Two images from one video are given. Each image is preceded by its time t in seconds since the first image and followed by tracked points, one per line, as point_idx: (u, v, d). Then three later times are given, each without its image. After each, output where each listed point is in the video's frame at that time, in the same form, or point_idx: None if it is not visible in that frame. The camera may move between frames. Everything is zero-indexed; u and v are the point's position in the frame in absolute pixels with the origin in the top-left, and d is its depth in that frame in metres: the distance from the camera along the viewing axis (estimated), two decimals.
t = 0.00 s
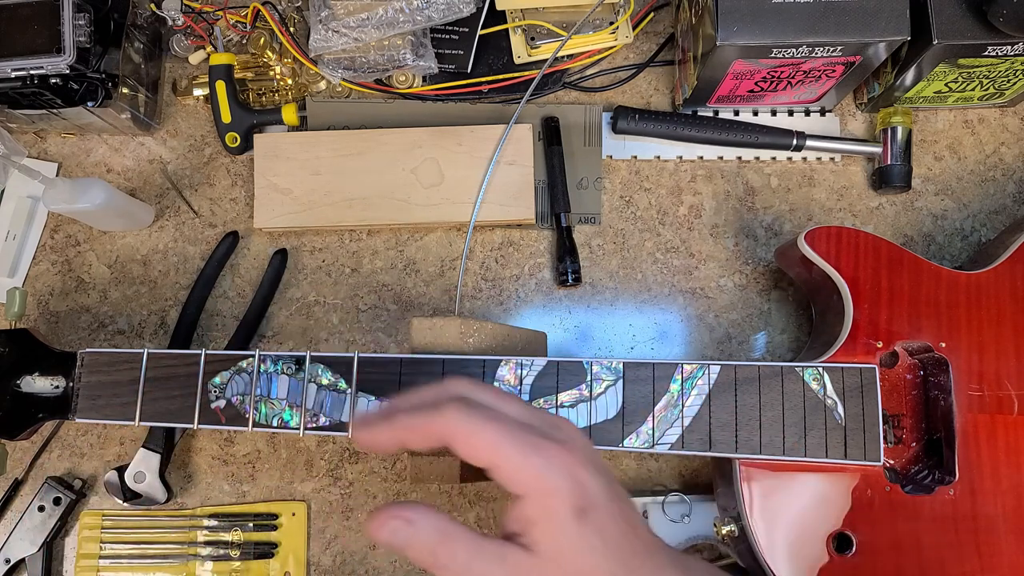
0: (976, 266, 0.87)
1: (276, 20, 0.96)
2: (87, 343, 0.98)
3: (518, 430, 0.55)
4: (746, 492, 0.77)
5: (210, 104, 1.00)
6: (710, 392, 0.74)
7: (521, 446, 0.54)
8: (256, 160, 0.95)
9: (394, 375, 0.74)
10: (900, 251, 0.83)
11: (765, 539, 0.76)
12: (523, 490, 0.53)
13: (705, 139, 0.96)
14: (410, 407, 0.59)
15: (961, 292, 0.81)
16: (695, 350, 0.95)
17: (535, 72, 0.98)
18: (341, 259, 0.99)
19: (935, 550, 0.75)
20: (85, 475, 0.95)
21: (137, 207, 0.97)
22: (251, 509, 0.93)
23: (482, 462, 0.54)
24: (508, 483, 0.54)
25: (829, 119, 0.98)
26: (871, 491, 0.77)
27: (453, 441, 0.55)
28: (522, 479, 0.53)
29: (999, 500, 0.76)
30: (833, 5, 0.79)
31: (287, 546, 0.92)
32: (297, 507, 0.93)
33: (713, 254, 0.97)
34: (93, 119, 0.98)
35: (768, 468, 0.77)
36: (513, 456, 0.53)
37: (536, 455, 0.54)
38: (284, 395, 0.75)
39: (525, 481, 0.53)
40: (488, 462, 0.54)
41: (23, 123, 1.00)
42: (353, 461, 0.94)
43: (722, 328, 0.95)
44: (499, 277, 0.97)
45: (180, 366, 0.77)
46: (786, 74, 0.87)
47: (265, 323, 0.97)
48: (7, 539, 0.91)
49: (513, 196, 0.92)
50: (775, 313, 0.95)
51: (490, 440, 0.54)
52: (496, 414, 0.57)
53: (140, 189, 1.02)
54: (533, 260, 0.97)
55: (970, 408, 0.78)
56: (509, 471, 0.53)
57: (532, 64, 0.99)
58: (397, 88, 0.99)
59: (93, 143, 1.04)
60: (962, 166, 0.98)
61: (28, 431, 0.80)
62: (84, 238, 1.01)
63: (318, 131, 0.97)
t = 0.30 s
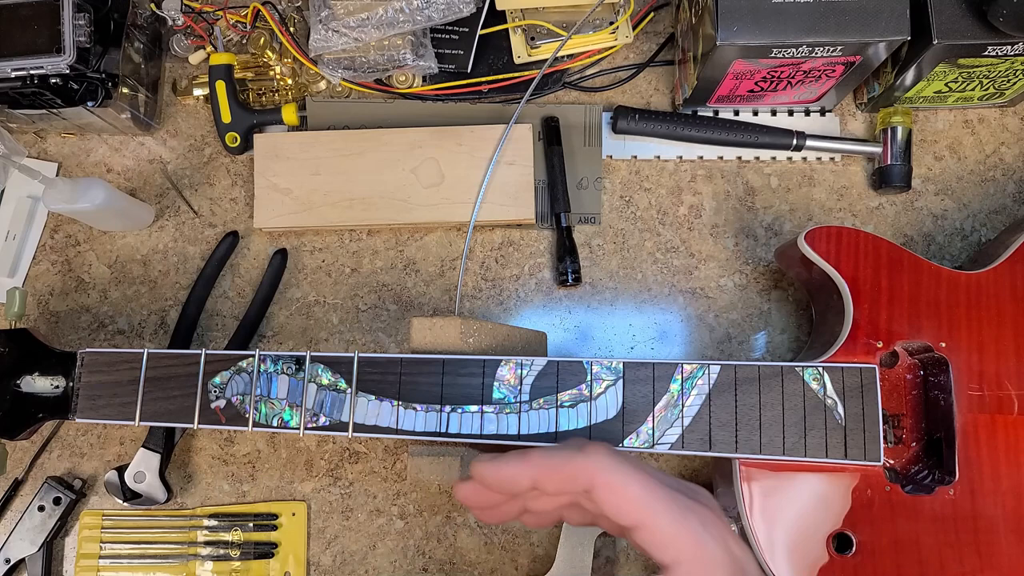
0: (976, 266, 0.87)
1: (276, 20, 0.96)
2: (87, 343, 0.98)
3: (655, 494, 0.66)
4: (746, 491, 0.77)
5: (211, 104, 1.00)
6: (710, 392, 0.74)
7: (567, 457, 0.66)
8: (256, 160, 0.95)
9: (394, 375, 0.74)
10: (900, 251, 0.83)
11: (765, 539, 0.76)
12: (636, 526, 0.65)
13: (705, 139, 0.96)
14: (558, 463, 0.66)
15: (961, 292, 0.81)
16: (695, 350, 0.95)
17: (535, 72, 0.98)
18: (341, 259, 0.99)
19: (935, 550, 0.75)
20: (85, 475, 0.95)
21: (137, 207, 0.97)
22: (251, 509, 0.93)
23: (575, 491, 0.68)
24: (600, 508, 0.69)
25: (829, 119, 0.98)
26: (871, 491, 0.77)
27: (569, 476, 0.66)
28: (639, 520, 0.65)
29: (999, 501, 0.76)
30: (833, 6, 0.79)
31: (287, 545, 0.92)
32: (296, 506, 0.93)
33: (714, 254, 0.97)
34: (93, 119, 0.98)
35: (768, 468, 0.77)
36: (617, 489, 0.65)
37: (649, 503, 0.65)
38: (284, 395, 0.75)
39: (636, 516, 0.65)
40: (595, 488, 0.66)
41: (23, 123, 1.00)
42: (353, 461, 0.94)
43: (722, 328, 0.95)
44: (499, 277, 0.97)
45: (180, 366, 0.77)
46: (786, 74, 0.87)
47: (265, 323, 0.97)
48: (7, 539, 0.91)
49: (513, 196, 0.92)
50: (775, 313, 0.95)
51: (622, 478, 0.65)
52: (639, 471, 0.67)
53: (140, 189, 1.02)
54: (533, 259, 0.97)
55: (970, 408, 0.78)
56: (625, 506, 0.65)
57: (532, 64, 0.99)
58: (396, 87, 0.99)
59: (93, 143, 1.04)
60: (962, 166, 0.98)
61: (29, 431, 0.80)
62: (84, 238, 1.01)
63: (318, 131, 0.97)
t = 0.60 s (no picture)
0: (976, 266, 0.87)
1: (276, 20, 0.96)
2: (87, 343, 0.98)
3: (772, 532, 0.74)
4: (746, 491, 0.77)
5: (211, 104, 1.00)
6: (710, 392, 0.74)
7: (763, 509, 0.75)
8: (256, 160, 0.95)
9: (394, 375, 0.74)
10: (900, 251, 0.82)
11: (765, 539, 0.76)
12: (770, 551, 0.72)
13: (705, 139, 0.96)
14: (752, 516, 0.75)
15: (962, 292, 0.81)
16: (695, 350, 0.95)
17: (535, 72, 0.98)
18: (341, 259, 0.99)
19: (935, 550, 0.75)
20: (85, 475, 0.95)
21: (138, 207, 0.97)
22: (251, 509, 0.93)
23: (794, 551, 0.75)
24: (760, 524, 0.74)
25: (829, 119, 0.98)
26: (871, 491, 0.77)
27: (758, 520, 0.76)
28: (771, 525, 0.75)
29: (999, 501, 0.76)
30: (833, 6, 0.79)
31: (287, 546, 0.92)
32: (296, 507, 0.93)
33: (714, 254, 0.97)
34: (93, 119, 0.98)
35: (768, 468, 0.77)
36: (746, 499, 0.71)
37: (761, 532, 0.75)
38: (284, 395, 0.75)
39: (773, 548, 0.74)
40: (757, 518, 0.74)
41: (23, 123, 1.00)
42: (353, 461, 0.94)
43: (722, 328, 0.95)
44: (499, 277, 0.97)
45: (180, 366, 0.77)
46: (786, 74, 0.87)
47: (265, 323, 0.97)
48: (7, 539, 0.91)
49: (513, 196, 0.92)
50: (775, 313, 0.95)
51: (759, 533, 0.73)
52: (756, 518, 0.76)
53: (140, 189, 1.02)
54: (533, 259, 0.97)
55: (970, 408, 0.78)
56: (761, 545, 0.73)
57: (533, 64, 0.99)
58: (396, 88, 0.99)
59: (93, 143, 1.04)
60: (962, 166, 0.98)
61: (29, 431, 0.81)
62: (84, 238, 1.01)
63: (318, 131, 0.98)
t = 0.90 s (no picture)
0: (976, 266, 0.87)
1: (276, 20, 0.96)
2: (87, 343, 0.98)
3: None
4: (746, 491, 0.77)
5: (211, 104, 1.00)
6: (710, 392, 0.74)
7: None
8: (256, 160, 0.95)
9: (394, 375, 0.74)
10: (900, 251, 0.83)
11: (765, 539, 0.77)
12: None
13: (705, 139, 0.95)
14: None
15: (962, 292, 0.81)
16: (695, 350, 0.95)
17: (535, 72, 0.98)
18: (341, 259, 0.99)
19: (935, 550, 0.75)
20: (85, 475, 0.95)
21: (138, 207, 0.97)
22: (251, 509, 0.93)
23: None
24: None
25: (829, 119, 0.98)
26: (871, 491, 0.77)
27: None
28: None
29: (999, 501, 0.76)
30: (833, 6, 0.79)
31: (287, 545, 0.92)
32: (296, 507, 0.93)
33: (714, 254, 0.97)
34: (93, 119, 0.98)
35: (768, 468, 0.77)
36: (811, 553, 0.75)
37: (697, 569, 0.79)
38: (284, 395, 0.75)
39: None
40: (741, 517, 0.77)
41: (23, 123, 1.00)
42: (352, 461, 0.94)
43: (722, 328, 0.95)
44: (499, 277, 0.97)
45: (180, 366, 0.77)
46: (786, 74, 0.87)
47: (265, 323, 0.97)
48: (7, 539, 0.91)
49: (513, 196, 0.92)
50: (775, 313, 0.95)
51: None
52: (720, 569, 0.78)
53: (140, 189, 1.02)
54: (533, 259, 0.97)
55: (970, 408, 0.78)
56: None
57: (533, 64, 0.99)
58: (396, 88, 0.99)
59: (93, 143, 1.04)
60: (962, 166, 0.98)
61: (29, 431, 0.81)
62: (84, 238, 1.01)
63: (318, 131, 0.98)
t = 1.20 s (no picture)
0: (976, 266, 0.87)
1: (276, 20, 0.96)
2: (87, 343, 0.98)
3: None
4: (746, 491, 0.77)
5: (211, 104, 1.00)
6: (710, 392, 0.74)
7: None
8: (257, 160, 0.95)
9: (394, 375, 0.74)
10: (900, 251, 0.83)
11: (765, 539, 0.76)
12: None
13: (705, 139, 0.95)
14: None
15: (962, 292, 0.81)
16: (695, 350, 0.95)
17: (535, 72, 0.98)
18: (341, 259, 0.99)
19: (935, 550, 0.75)
20: (85, 475, 0.95)
21: (137, 207, 0.97)
22: (251, 509, 0.93)
23: None
24: None
25: (829, 118, 0.98)
26: (871, 491, 0.77)
27: None
28: None
29: (999, 501, 0.76)
30: (833, 6, 0.79)
31: (287, 546, 0.92)
32: (296, 507, 0.93)
33: (714, 254, 0.97)
34: (93, 119, 0.98)
35: (768, 468, 0.77)
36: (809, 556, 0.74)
37: None
38: (284, 395, 0.75)
39: None
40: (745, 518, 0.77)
41: (23, 123, 1.00)
42: (352, 461, 0.94)
43: (721, 328, 0.95)
44: (499, 277, 0.97)
45: (180, 366, 0.77)
46: (786, 74, 0.87)
47: (265, 323, 0.97)
48: (7, 539, 0.91)
49: (513, 196, 0.92)
50: (775, 313, 0.95)
51: None
52: None
53: (140, 189, 1.02)
54: (533, 259, 0.97)
55: (970, 408, 0.78)
56: None
57: (533, 64, 0.99)
58: (396, 88, 0.99)
59: (93, 143, 1.04)
60: (962, 166, 0.98)
61: (29, 431, 0.81)
62: (84, 238, 1.01)
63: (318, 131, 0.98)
